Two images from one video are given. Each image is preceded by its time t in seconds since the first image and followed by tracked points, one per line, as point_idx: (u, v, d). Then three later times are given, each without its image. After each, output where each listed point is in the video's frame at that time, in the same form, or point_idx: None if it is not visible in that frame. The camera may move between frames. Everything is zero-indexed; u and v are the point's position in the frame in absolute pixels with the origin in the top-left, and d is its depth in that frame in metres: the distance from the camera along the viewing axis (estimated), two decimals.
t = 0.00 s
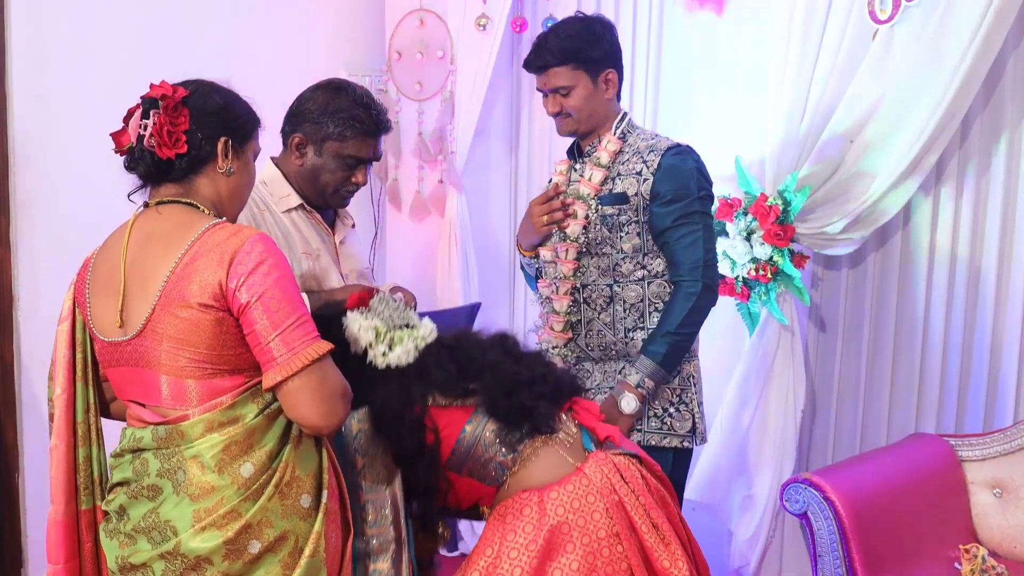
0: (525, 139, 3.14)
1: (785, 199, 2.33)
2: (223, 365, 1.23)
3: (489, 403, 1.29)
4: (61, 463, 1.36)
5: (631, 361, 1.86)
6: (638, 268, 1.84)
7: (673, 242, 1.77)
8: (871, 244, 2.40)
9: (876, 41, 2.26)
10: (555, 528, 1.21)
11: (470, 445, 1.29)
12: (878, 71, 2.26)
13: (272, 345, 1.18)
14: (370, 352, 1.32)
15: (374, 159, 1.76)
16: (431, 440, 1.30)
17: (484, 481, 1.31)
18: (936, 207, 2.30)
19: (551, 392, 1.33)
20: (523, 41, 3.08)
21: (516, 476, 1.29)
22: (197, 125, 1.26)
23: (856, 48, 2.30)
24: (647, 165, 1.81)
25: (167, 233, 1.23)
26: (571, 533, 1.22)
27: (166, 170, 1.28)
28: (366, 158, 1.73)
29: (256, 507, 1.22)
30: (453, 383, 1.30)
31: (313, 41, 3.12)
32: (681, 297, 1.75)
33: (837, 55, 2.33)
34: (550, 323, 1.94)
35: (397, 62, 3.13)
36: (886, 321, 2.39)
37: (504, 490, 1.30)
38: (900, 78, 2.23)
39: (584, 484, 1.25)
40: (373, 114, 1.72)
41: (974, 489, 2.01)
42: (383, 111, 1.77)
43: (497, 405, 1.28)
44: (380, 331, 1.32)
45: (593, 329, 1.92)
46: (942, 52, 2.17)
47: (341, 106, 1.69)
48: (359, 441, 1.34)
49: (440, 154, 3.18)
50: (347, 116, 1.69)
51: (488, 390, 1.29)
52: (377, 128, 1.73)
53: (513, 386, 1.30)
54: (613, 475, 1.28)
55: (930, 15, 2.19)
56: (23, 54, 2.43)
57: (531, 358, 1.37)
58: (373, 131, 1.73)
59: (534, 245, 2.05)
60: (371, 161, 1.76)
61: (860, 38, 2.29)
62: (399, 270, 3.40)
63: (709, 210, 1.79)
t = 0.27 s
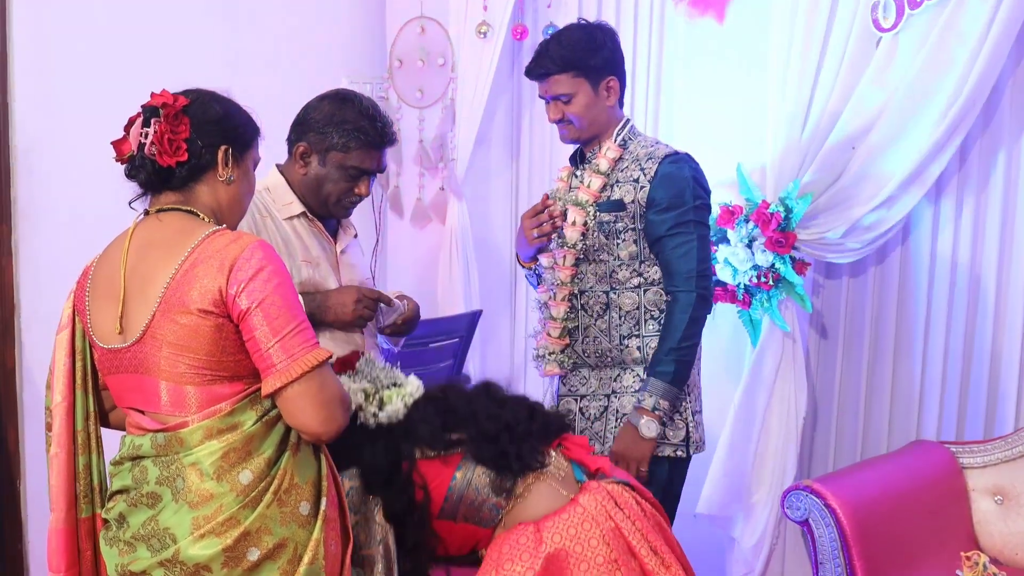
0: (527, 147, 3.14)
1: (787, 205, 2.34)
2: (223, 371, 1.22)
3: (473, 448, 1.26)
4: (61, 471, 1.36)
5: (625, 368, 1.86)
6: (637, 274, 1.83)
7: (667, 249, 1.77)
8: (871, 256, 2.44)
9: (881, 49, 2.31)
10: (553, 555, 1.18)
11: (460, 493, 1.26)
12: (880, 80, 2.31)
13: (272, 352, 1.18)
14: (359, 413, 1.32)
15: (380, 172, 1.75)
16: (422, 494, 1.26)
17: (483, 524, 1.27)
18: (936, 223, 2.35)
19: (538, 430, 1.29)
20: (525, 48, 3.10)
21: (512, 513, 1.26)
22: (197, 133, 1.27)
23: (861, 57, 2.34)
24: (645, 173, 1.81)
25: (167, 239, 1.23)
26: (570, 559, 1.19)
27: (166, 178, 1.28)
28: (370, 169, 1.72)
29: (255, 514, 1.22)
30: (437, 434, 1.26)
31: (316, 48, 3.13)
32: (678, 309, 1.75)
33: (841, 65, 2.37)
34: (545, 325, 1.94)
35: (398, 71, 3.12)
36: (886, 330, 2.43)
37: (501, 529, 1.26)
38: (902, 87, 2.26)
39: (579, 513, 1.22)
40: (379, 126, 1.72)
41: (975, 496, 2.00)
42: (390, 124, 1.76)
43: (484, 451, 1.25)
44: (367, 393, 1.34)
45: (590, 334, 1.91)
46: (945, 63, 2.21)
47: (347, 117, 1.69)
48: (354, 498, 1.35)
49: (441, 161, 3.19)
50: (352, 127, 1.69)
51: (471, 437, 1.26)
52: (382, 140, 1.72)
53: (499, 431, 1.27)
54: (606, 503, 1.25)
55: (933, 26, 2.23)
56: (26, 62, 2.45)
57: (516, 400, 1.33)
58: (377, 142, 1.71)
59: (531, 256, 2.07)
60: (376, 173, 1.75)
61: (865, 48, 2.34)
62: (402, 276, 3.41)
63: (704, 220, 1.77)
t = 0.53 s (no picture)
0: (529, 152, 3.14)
1: (789, 212, 2.35)
2: (225, 376, 1.23)
3: (464, 491, 1.24)
4: (62, 477, 1.36)
5: (622, 375, 1.85)
6: (634, 280, 1.83)
7: (667, 257, 1.76)
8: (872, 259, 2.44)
9: (886, 56, 2.32)
10: None
11: (452, 538, 1.22)
12: (883, 88, 2.32)
13: (275, 356, 1.18)
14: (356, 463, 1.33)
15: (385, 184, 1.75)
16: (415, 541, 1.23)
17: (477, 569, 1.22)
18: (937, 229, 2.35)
19: (530, 471, 1.26)
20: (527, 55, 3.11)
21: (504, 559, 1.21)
22: (200, 139, 1.28)
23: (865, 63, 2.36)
24: (646, 179, 1.81)
25: (169, 245, 1.24)
26: None
27: (169, 184, 1.29)
28: (375, 181, 1.72)
29: (256, 519, 1.22)
30: (428, 478, 1.25)
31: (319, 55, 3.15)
32: (680, 317, 1.73)
33: (845, 73, 2.38)
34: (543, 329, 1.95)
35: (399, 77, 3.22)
36: (888, 338, 2.43)
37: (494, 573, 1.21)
38: (905, 93, 2.27)
39: (571, 549, 1.18)
40: (386, 138, 1.72)
41: (978, 501, 2.00)
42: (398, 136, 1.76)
43: (475, 493, 1.22)
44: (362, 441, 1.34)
45: (589, 340, 1.90)
46: (948, 71, 2.22)
47: (354, 127, 1.69)
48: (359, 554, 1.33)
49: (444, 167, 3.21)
50: (358, 137, 1.69)
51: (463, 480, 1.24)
52: (388, 152, 1.72)
53: (491, 473, 1.24)
54: (600, 539, 1.20)
55: (936, 33, 2.24)
56: (29, 66, 2.46)
57: (510, 443, 1.32)
58: (383, 154, 1.71)
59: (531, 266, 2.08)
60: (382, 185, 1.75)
61: (869, 55, 2.35)
62: (407, 283, 3.41)
63: (704, 227, 1.77)
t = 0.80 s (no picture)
0: (535, 155, 3.15)
1: (795, 213, 2.35)
2: (229, 378, 1.23)
3: (461, 525, 1.22)
4: (66, 479, 1.36)
5: (627, 377, 1.85)
6: (643, 283, 1.82)
7: (676, 259, 1.75)
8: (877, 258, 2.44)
9: (893, 58, 2.32)
10: None
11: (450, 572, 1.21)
12: (887, 91, 2.32)
13: (280, 358, 1.19)
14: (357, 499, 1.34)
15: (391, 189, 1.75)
16: None
17: None
18: (943, 229, 2.35)
19: (527, 503, 1.25)
20: (532, 57, 3.11)
21: None
22: (208, 143, 1.28)
23: (873, 64, 2.36)
24: (654, 181, 1.81)
25: (174, 247, 1.25)
26: None
27: (176, 186, 1.29)
28: (380, 187, 1.71)
29: (260, 521, 1.23)
30: (426, 512, 1.24)
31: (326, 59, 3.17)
32: (692, 320, 1.73)
33: (851, 74, 2.38)
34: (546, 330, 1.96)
35: (405, 79, 3.25)
36: (893, 339, 2.43)
37: None
38: (912, 95, 2.27)
39: None
40: (393, 144, 1.71)
41: (984, 503, 1.99)
42: (405, 142, 1.75)
43: (471, 526, 1.20)
44: (361, 477, 1.35)
45: (594, 342, 1.90)
46: (954, 73, 2.21)
47: (360, 132, 1.69)
48: None
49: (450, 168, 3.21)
50: (365, 142, 1.69)
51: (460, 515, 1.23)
52: (393, 157, 1.71)
53: (488, 506, 1.23)
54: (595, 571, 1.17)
55: (943, 35, 2.24)
56: (34, 66, 2.45)
57: (509, 476, 1.31)
58: (389, 160, 1.70)
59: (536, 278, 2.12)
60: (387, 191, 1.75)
61: (877, 55, 2.35)
62: (412, 285, 3.42)
63: (714, 229, 1.76)
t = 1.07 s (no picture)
0: (543, 163, 3.17)
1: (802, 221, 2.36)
2: (236, 384, 1.24)
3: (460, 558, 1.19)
4: (72, 485, 1.37)
5: (638, 386, 1.84)
6: (654, 291, 1.82)
7: (690, 269, 1.74)
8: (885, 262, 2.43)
9: (900, 64, 2.32)
10: None
11: None
12: (895, 98, 2.32)
13: (285, 363, 1.19)
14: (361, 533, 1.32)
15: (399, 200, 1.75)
16: None
17: None
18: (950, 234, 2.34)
19: (526, 531, 1.23)
20: (540, 65, 3.13)
21: None
22: (216, 150, 1.30)
23: (881, 69, 2.37)
24: (668, 190, 1.79)
25: (182, 252, 1.26)
26: None
27: (184, 193, 1.31)
28: (387, 197, 1.72)
29: (267, 528, 1.24)
30: (425, 544, 1.20)
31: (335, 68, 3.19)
32: (706, 330, 1.72)
33: (858, 80, 2.38)
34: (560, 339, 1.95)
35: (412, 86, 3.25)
36: (901, 344, 2.43)
37: None
38: (920, 101, 2.28)
39: None
40: (402, 154, 1.72)
41: (992, 510, 1.98)
42: (414, 152, 1.76)
43: (469, 557, 1.18)
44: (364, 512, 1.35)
45: (605, 349, 1.90)
46: (962, 79, 2.22)
47: (369, 141, 1.70)
48: None
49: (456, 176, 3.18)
50: (374, 152, 1.70)
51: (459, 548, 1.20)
52: (402, 167, 1.71)
53: (486, 537, 1.20)
54: None
55: (951, 41, 2.24)
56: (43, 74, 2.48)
57: (508, 505, 1.28)
58: (396, 171, 1.70)
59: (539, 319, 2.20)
60: (395, 201, 1.75)
61: (885, 61, 2.36)
62: (419, 292, 3.43)
63: (729, 238, 1.76)
